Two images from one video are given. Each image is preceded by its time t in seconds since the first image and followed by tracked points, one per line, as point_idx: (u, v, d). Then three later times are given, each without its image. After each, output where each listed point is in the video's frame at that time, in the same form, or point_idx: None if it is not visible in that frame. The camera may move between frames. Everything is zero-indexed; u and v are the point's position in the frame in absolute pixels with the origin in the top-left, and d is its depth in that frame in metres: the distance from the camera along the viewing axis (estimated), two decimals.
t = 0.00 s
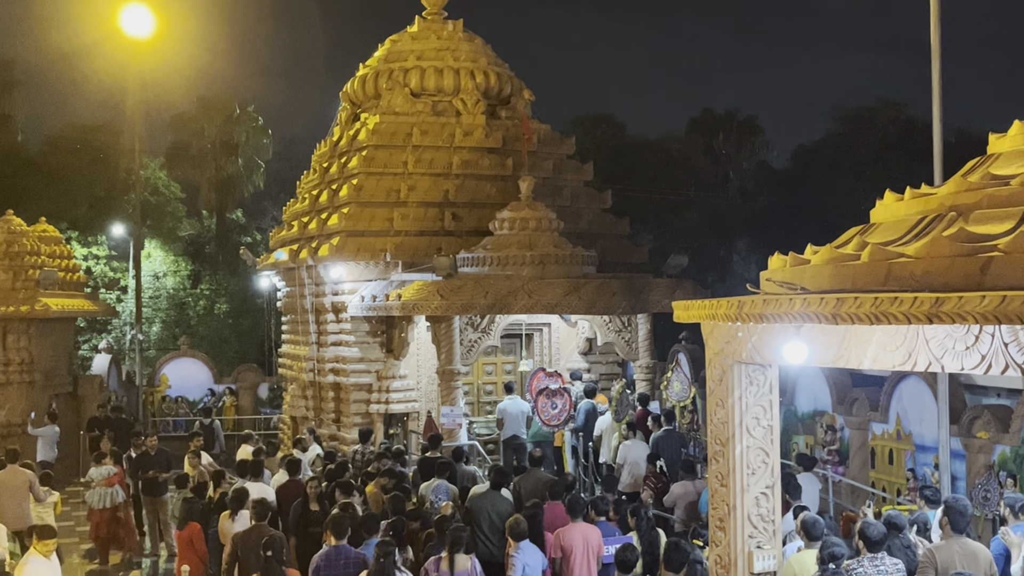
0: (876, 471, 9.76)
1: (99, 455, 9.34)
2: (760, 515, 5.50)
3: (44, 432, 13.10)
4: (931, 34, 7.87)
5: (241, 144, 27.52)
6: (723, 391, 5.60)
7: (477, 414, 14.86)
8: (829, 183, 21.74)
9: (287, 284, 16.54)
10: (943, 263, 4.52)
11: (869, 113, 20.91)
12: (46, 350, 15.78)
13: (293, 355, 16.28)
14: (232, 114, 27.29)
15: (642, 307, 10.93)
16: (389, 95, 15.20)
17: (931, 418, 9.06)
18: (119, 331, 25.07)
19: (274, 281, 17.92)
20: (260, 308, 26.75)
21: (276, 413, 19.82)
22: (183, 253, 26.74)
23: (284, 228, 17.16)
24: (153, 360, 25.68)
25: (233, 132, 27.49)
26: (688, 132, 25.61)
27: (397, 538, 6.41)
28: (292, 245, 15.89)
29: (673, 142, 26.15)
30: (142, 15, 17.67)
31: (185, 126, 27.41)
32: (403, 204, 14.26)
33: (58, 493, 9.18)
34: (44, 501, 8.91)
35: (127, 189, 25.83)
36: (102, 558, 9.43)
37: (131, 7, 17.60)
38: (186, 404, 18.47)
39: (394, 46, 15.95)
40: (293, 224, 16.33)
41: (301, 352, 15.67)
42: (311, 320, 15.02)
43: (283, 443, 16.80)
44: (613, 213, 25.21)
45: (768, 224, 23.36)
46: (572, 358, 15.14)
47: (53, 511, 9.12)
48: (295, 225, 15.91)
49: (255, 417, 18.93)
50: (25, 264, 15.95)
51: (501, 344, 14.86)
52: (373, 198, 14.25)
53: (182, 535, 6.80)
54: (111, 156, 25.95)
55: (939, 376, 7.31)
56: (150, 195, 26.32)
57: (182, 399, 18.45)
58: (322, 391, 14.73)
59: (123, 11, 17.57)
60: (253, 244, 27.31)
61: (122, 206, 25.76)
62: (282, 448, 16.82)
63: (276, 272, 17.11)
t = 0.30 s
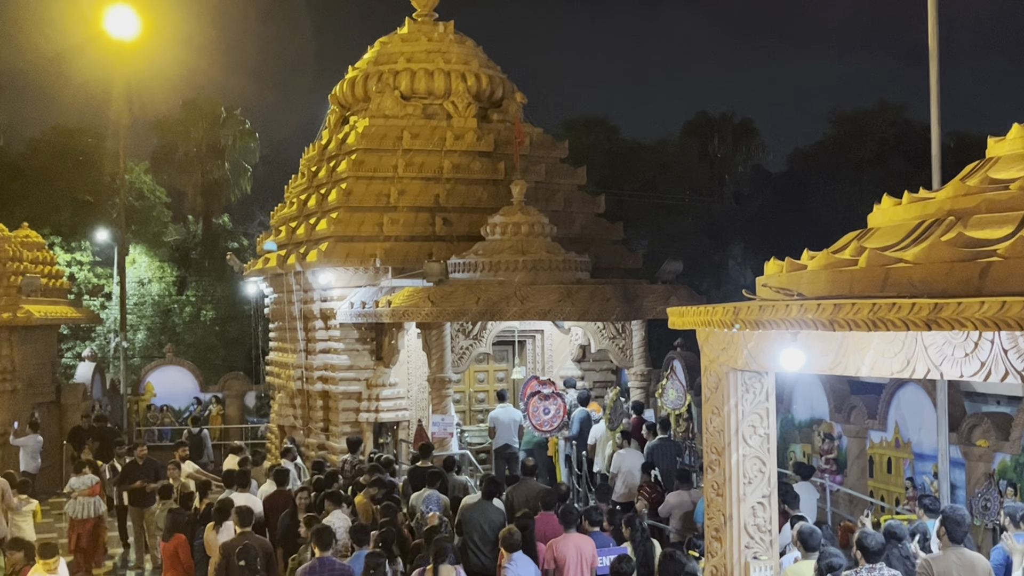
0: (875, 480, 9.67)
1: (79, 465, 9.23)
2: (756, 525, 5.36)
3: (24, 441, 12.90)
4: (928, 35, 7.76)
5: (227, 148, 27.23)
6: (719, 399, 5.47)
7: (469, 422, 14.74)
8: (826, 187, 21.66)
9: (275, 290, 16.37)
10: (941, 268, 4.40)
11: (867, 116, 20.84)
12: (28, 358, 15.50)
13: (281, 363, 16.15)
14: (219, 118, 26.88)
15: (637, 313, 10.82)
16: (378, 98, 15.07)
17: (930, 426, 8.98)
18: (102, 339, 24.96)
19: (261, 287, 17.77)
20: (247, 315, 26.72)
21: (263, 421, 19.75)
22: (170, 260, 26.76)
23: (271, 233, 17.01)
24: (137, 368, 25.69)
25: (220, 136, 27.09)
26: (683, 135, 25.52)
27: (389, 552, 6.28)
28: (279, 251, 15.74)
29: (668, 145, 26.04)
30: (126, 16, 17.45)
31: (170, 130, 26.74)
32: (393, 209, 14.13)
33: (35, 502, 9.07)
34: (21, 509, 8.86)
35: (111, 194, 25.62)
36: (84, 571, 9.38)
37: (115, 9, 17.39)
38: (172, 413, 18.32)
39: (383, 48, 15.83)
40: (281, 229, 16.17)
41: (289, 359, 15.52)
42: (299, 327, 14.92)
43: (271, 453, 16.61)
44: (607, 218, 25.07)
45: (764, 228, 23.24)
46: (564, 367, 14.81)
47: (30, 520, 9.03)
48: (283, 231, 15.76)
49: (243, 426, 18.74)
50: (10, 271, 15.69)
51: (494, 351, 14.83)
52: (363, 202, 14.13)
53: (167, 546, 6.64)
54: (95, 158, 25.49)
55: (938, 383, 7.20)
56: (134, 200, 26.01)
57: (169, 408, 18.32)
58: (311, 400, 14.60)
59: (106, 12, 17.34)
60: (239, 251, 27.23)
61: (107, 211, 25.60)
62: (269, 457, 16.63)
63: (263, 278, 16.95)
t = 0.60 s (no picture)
0: (873, 493, 9.60)
1: (70, 476, 9.22)
2: (753, 538, 5.26)
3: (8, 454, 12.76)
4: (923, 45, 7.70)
5: (216, 156, 27.32)
6: (714, 410, 5.38)
7: (462, 435, 14.65)
8: (821, 196, 21.61)
9: (265, 300, 16.28)
10: (939, 278, 4.31)
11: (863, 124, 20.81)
12: (14, 369, 15.33)
13: (270, 375, 16.05)
14: (208, 125, 27.03)
15: (631, 324, 10.76)
16: (370, 106, 15.01)
17: (928, 438, 8.92)
18: (89, 350, 24.71)
19: (251, 298, 17.71)
20: (237, 325, 26.47)
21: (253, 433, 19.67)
22: (158, 270, 26.42)
23: (261, 243, 16.93)
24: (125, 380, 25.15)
25: (208, 145, 27.23)
26: (678, 143, 25.48)
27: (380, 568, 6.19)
28: (269, 261, 15.66)
29: (662, 153, 25.99)
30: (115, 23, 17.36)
31: (160, 138, 26.87)
32: (385, 218, 14.05)
33: (17, 518, 8.95)
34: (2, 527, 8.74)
35: (99, 205, 25.55)
36: None
37: (103, 16, 17.31)
38: (160, 426, 18.47)
39: (375, 56, 15.76)
40: (271, 239, 16.09)
41: (279, 370, 15.43)
42: (289, 338, 14.91)
43: (260, 466, 16.49)
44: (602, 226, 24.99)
45: (759, 237, 23.17)
46: (560, 377, 14.93)
47: (12, 535, 8.91)
48: (273, 240, 15.68)
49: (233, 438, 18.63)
50: None
51: (487, 363, 14.73)
52: (354, 211, 14.05)
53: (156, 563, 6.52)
54: (83, 168, 25.30)
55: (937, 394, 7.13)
56: (122, 209, 25.73)
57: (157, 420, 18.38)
58: (301, 412, 14.52)
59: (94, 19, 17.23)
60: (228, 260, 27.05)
61: (95, 221, 25.52)
62: (258, 471, 16.50)
63: (253, 288, 16.86)
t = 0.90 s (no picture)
0: (871, 503, 9.53)
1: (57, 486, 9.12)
2: (749, 550, 5.17)
3: None
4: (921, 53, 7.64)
5: (206, 163, 27.28)
6: (711, 420, 5.29)
7: (455, 445, 14.55)
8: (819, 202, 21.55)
9: (255, 308, 16.19)
10: (937, 286, 4.24)
11: (861, 131, 20.76)
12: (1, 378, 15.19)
13: (261, 385, 15.93)
14: (198, 131, 27.02)
15: (627, 332, 10.68)
16: (362, 111, 14.94)
17: (927, 447, 8.84)
18: (77, 359, 24.51)
19: (241, 306, 17.60)
20: (227, 333, 26.30)
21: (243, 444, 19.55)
22: (147, 277, 26.26)
23: (251, 250, 16.83)
24: (113, 390, 25.08)
25: (199, 151, 27.19)
26: (674, 150, 25.42)
27: None
28: (259, 270, 15.58)
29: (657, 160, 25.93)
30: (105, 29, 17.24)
31: (148, 145, 26.97)
32: (377, 225, 13.97)
33: None
34: None
35: (86, 212, 25.28)
36: None
37: (93, 21, 17.20)
38: (149, 436, 18.30)
39: (367, 61, 15.67)
40: (261, 247, 16.00)
41: (269, 379, 15.35)
42: (280, 347, 14.77)
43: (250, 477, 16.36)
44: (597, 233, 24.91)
45: (757, 243, 23.09)
46: (555, 386, 14.81)
47: None
48: (264, 247, 15.58)
49: (223, 448, 18.49)
50: None
51: (481, 372, 14.66)
52: (346, 218, 13.98)
53: None
54: (70, 173, 25.25)
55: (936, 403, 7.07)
56: (110, 216, 25.66)
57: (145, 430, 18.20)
58: (291, 422, 14.42)
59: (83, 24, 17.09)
60: (219, 268, 26.90)
61: (82, 228, 25.26)
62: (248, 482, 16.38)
63: (243, 296, 16.75)
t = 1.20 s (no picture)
0: (868, 510, 9.48)
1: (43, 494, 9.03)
2: (746, 557, 5.09)
3: None
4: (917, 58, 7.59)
5: (197, 166, 27.20)
6: (706, 426, 5.22)
7: (448, 452, 14.50)
8: (815, 206, 21.52)
9: (247, 313, 16.13)
10: (935, 291, 4.18)
11: (857, 134, 20.73)
12: None
13: (253, 391, 15.86)
14: (190, 134, 26.94)
15: (622, 337, 10.62)
16: (355, 115, 14.89)
17: (923, 453, 8.78)
18: (67, 364, 24.60)
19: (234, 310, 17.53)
20: (218, 339, 26.26)
21: (233, 450, 19.49)
22: (137, 281, 26.18)
23: (243, 254, 16.77)
24: (103, 396, 25.03)
25: (191, 155, 27.12)
26: (669, 154, 25.40)
27: None
28: (250, 274, 15.54)
29: (653, 164, 25.89)
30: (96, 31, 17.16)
31: (139, 147, 26.90)
32: (370, 229, 13.94)
33: None
34: None
35: (76, 215, 25.07)
36: None
37: (84, 23, 17.12)
38: (140, 442, 18.18)
39: (361, 64, 15.62)
40: (252, 252, 15.95)
41: (261, 385, 15.28)
42: (272, 352, 14.70)
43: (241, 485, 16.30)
44: (592, 237, 24.86)
45: (753, 247, 23.04)
46: (549, 392, 14.76)
47: None
48: (256, 251, 15.53)
49: (215, 455, 18.41)
50: None
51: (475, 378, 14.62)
52: (339, 222, 13.94)
53: None
54: (60, 176, 25.14)
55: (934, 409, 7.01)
56: (100, 220, 25.38)
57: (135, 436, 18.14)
58: (283, 428, 14.37)
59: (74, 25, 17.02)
60: (210, 273, 26.79)
61: (71, 231, 25.00)
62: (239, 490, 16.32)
63: (235, 301, 16.69)
